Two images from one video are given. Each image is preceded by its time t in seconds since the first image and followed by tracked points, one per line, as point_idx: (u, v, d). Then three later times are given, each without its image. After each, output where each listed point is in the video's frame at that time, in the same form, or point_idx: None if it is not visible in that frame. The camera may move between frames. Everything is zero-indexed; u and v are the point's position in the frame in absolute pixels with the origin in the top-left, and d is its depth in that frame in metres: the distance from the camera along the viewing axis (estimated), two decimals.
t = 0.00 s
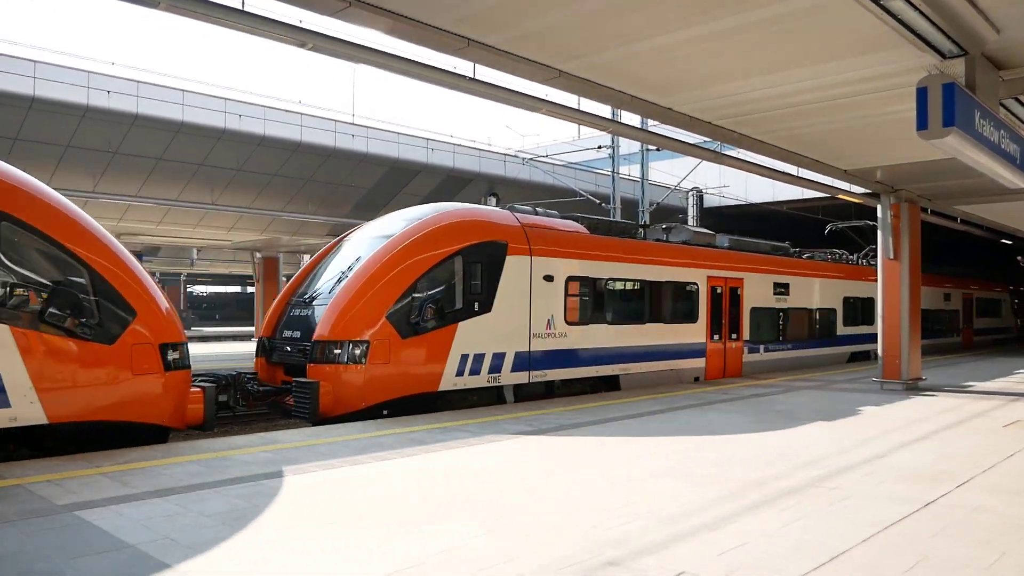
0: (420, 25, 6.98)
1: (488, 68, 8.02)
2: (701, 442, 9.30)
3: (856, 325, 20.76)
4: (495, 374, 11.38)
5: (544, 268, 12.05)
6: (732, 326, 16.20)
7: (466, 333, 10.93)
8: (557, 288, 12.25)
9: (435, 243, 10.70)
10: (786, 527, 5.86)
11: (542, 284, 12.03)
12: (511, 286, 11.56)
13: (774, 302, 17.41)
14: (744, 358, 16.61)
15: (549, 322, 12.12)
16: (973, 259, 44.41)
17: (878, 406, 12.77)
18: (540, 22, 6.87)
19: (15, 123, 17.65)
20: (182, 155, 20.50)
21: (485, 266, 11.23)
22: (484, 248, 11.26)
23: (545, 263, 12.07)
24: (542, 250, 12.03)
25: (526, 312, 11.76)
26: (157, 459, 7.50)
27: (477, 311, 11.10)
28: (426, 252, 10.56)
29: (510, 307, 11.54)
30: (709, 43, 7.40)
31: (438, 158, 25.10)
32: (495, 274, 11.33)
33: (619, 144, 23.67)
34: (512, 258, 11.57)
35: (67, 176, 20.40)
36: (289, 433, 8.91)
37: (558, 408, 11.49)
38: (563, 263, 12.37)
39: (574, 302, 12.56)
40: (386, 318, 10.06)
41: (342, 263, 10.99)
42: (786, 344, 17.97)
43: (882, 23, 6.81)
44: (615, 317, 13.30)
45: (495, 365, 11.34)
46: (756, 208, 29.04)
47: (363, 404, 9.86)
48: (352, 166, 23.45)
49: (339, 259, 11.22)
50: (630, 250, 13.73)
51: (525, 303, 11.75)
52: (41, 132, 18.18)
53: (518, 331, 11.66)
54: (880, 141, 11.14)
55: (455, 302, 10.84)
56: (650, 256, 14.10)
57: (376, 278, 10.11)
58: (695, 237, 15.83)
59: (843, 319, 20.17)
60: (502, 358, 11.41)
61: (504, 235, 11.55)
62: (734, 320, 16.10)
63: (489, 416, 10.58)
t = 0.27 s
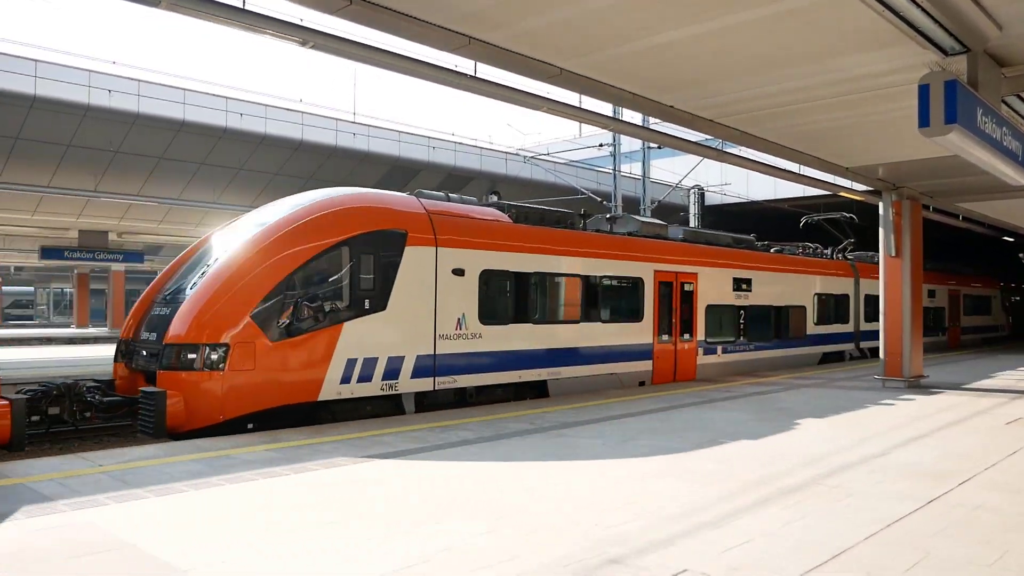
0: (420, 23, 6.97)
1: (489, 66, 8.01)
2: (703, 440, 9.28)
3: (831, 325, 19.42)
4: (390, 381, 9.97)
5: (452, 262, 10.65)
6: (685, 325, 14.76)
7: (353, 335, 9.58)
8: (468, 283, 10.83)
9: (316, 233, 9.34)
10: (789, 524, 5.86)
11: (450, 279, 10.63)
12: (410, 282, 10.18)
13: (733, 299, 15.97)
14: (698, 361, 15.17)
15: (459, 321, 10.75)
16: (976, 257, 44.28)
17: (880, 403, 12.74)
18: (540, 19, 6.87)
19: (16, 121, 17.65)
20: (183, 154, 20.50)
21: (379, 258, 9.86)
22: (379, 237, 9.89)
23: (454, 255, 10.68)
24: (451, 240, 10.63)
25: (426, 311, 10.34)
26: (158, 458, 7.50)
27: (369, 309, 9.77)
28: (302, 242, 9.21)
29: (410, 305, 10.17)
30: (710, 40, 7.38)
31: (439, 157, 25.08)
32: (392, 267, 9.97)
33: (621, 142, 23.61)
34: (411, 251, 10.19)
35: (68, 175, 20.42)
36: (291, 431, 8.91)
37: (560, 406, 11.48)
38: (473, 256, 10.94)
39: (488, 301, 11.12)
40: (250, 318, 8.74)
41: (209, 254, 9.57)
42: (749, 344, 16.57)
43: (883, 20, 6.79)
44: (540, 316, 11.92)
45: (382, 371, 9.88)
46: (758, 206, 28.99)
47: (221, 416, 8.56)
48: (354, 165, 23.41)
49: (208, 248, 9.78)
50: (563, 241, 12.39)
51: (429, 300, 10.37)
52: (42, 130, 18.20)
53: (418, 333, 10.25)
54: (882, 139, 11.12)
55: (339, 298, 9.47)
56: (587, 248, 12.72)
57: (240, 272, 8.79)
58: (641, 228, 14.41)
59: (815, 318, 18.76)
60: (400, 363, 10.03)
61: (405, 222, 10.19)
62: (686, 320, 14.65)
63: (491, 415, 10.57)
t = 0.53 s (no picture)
0: (423, 20, 6.96)
1: (490, 63, 7.99)
2: (706, 437, 9.29)
3: (801, 324, 18.07)
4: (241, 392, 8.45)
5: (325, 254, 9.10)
6: (623, 324, 13.25)
7: (189, 338, 8.03)
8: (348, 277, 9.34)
9: (146, 219, 7.88)
10: (793, 521, 5.86)
11: (321, 272, 9.07)
12: (268, 274, 8.65)
13: (681, 295, 14.50)
14: (638, 364, 13.65)
15: (332, 321, 9.19)
16: (978, 254, 44.24)
17: (883, 400, 12.73)
18: (540, 16, 6.84)
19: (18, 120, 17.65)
20: (185, 153, 20.49)
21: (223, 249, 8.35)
22: (228, 224, 8.40)
23: (332, 243, 9.17)
24: (337, 228, 9.20)
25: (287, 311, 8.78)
26: (162, 455, 7.52)
27: (213, 307, 8.24)
28: (125, 229, 7.73)
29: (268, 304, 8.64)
30: (712, 36, 7.36)
31: (441, 155, 25.10)
32: (243, 260, 8.44)
33: (623, 139, 23.56)
34: (266, 241, 8.62)
35: (69, 176, 20.41)
36: (295, 429, 8.92)
37: (562, 403, 11.48)
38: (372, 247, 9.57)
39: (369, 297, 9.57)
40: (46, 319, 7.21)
41: (20, 241, 8.07)
42: (700, 345, 15.15)
43: (886, 16, 6.77)
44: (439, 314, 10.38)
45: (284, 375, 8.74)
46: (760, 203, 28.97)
47: (8, 436, 7.03)
48: (356, 162, 23.41)
49: (23, 232, 8.20)
50: (495, 232, 11.19)
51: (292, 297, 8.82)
52: (44, 130, 18.21)
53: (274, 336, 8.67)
54: (884, 135, 11.11)
55: (174, 296, 7.99)
56: (515, 240, 11.39)
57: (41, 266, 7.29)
58: (574, 215, 12.94)
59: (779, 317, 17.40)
60: (253, 372, 8.48)
61: (264, 207, 8.68)
62: (624, 319, 13.13)
63: (493, 412, 10.58)
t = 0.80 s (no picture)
0: (424, 17, 6.95)
1: (491, 60, 7.98)
2: (708, 434, 9.29)
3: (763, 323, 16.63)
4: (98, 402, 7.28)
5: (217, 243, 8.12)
6: (548, 323, 11.82)
7: None
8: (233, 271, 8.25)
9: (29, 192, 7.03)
10: (795, 517, 5.86)
11: (158, 264, 7.66)
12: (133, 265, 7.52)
13: (621, 291, 13.10)
14: (566, 368, 12.18)
15: (173, 321, 7.78)
16: (979, 250, 44.23)
17: (884, 397, 12.73)
18: (541, 13, 6.84)
19: (19, 119, 17.63)
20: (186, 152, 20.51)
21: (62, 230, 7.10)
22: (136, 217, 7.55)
23: (182, 230, 7.84)
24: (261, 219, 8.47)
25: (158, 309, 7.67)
26: (164, 453, 7.53)
27: (15, 304, 6.85)
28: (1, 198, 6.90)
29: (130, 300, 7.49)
30: (713, 33, 7.35)
31: (441, 152, 25.13)
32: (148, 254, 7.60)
33: (623, 137, 23.43)
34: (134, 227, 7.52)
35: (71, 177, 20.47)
36: (298, 426, 8.92)
37: (563, 401, 11.48)
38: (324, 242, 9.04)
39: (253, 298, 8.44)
40: None
41: None
42: (643, 346, 13.70)
43: (888, 13, 6.76)
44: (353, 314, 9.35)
45: (219, 377, 8.10)
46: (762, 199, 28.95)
47: None
48: (357, 160, 23.42)
49: None
50: (461, 226, 10.57)
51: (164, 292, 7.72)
52: (45, 130, 18.23)
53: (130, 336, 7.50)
54: (886, 132, 11.10)
55: None
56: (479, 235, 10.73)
57: None
58: (495, 202, 11.68)
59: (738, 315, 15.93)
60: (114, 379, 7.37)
61: (176, 194, 7.87)
62: (548, 317, 11.72)
63: (495, 409, 10.59)
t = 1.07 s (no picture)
0: (424, 15, 6.94)
1: (492, 59, 7.98)
2: (708, 432, 9.29)
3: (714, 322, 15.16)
4: (61, 402, 7.14)
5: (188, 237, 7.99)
6: (452, 324, 10.45)
7: None
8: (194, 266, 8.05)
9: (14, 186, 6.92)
10: (795, 516, 5.86)
11: None
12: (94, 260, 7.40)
13: (544, 287, 11.77)
14: (476, 375, 10.80)
15: None
16: (980, 248, 44.20)
17: (885, 395, 12.73)
18: (542, 12, 6.85)
19: (20, 117, 17.62)
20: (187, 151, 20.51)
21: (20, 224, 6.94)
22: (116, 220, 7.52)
23: None
24: (240, 216, 8.34)
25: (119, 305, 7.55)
26: (165, 452, 7.54)
27: None
28: None
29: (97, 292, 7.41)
30: (714, 31, 7.35)
31: (442, 150, 25.12)
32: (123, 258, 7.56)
33: (624, 134, 23.45)
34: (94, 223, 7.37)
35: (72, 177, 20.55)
36: (298, 424, 8.93)
37: (563, 399, 11.47)
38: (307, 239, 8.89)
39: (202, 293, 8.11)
40: None
41: None
42: (572, 350, 12.27)
43: (889, 10, 6.75)
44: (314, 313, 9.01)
45: (207, 376, 8.06)
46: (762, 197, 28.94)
47: None
48: (357, 158, 23.42)
49: None
50: (450, 223, 10.36)
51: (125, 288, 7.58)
52: (46, 129, 18.22)
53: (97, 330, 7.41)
54: (886, 130, 11.09)
55: None
56: (467, 230, 10.54)
57: None
58: (393, 186, 10.46)
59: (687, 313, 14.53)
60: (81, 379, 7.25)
61: (155, 197, 7.79)
62: (453, 317, 10.33)
63: (495, 407, 10.59)
